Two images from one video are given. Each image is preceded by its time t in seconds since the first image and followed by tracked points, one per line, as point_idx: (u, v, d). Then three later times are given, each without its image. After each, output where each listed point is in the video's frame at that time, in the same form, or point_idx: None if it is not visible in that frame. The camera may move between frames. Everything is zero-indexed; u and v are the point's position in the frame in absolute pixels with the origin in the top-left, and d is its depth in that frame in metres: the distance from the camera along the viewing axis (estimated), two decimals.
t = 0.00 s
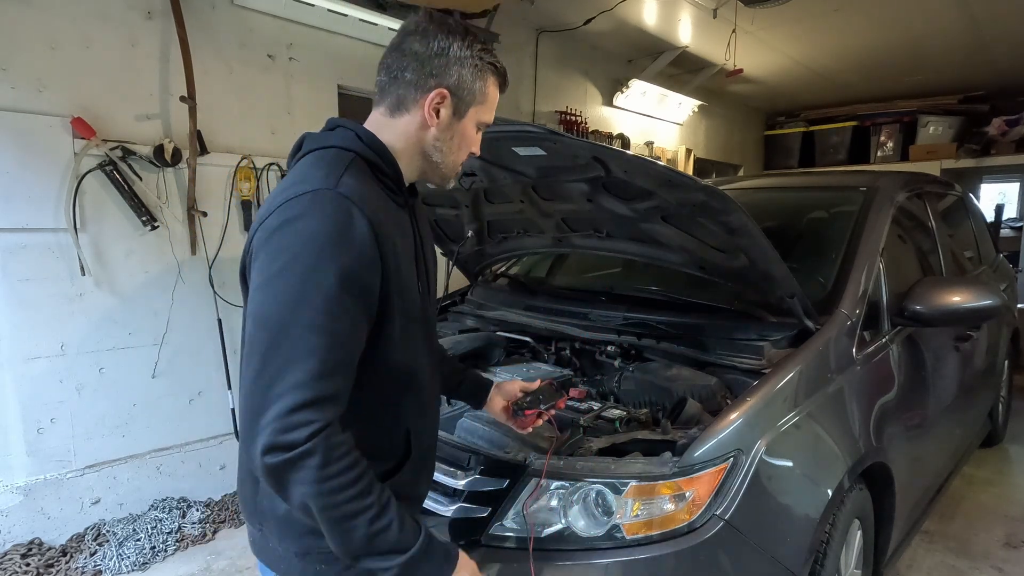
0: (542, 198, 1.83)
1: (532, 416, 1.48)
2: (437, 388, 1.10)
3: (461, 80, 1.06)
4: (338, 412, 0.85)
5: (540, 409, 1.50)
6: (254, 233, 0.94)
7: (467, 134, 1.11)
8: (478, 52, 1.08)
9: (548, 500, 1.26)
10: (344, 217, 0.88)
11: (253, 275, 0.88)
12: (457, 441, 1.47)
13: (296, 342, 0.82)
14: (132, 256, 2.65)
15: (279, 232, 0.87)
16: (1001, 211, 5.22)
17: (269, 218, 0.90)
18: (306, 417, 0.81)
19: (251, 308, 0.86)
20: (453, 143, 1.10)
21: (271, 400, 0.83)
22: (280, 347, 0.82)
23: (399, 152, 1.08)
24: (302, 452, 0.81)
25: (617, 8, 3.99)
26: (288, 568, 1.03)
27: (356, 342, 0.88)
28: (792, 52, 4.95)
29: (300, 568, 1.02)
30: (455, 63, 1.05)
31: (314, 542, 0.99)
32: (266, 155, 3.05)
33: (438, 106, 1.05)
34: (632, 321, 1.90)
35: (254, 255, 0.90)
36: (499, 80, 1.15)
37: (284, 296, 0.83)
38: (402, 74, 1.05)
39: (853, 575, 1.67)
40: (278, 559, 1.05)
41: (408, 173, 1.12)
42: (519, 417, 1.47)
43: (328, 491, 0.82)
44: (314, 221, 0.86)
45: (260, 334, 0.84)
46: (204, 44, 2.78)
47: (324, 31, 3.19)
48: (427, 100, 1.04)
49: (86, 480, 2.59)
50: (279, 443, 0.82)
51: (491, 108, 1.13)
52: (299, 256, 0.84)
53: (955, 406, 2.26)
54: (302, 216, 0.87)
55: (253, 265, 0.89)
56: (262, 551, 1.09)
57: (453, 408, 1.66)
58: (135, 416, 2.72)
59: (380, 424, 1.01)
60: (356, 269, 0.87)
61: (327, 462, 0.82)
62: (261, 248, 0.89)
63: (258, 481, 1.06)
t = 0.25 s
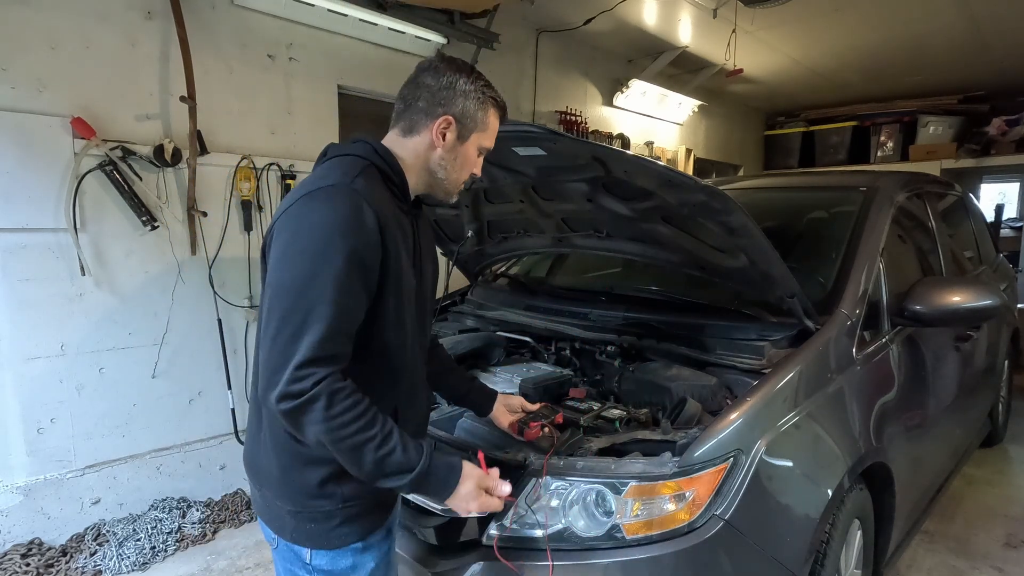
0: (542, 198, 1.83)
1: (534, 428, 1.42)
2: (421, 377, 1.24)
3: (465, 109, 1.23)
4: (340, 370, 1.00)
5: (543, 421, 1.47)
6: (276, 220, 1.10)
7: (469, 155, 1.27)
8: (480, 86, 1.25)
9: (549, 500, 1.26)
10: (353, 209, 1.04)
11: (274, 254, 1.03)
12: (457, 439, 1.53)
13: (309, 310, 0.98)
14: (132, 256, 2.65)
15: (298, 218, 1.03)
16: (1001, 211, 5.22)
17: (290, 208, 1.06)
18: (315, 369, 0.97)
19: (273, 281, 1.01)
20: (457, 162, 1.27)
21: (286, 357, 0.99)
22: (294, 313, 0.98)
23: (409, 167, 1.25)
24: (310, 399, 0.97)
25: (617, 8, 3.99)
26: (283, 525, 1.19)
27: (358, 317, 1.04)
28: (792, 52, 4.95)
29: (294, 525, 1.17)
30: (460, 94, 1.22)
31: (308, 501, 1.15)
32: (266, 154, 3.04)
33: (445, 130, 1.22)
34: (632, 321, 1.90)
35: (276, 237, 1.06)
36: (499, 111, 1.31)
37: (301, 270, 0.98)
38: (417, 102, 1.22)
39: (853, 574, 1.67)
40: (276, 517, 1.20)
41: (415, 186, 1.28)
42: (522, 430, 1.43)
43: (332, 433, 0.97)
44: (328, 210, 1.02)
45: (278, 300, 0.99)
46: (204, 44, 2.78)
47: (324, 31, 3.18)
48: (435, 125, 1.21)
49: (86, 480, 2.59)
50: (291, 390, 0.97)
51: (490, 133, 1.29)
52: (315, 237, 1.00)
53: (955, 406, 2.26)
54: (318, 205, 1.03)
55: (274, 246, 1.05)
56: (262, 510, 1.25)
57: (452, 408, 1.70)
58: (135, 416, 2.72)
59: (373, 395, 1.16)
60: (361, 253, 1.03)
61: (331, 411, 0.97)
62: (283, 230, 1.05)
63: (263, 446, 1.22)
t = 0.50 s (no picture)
0: (542, 198, 1.83)
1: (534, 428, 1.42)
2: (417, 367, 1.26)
3: (463, 117, 1.23)
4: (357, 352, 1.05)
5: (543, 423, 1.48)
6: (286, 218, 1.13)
7: (465, 163, 1.28)
8: (481, 96, 1.26)
9: (549, 500, 1.26)
10: (364, 205, 1.08)
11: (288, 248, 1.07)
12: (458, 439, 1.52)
13: (328, 299, 1.02)
14: (132, 256, 2.65)
15: (313, 213, 1.07)
16: (1002, 210, 5.22)
17: (302, 204, 1.10)
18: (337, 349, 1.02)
19: (289, 273, 1.05)
20: (453, 169, 1.27)
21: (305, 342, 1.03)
22: (313, 302, 1.02)
23: (408, 172, 1.27)
24: (335, 379, 1.02)
25: (617, 8, 3.99)
26: (282, 502, 1.20)
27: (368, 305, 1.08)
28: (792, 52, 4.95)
29: (293, 502, 1.18)
30: (460, 104, 1.23)
31: (308, 479, 1.17)
32: (266, 154, 3.04)
33: (443, 137, 1.23)
34: (632, 321, 1.91)
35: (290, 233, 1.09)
36: (500, 124, 1.31)
37: (319, 262, 1.02)
38: (418, 108, 1.25)
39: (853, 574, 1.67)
40: (274, 495, 1.22)
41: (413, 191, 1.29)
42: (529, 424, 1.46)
43: (362, 404, 1.03)
44: (342, 204, 1.06)
45: (296, 292, 1.03)
46: (204, 44, 2.78)
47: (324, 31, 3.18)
48: (432, 130, 1.23)
49: (86, 480, 2.59)
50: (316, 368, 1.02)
51: (488, 143, 1.29)
52: (330, 231, 1.04)
53: (955, 406, 2.26)
54: (331, 201, 1.07)
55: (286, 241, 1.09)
56: (261, 490, 1.26)
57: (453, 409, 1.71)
58: (136, 416, 2.72)
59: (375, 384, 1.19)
60: (372, 247, 1.08)
61: (354, 386, 1.02)
62: (296, 226, 1.08)
63: (264, 429, 1.25)
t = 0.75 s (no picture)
0: (541, 198, 1.83)
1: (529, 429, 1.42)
2: (420, 368, 1.27)
3: (457, 114, 1.24)
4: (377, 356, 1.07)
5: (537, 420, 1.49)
6: (295, 224, 1.13)
7: (461, 161, 1.27)
8: (476, 95, 1.27)
9: (549, 500, 1.26)
10: (375, 212, 1.09)
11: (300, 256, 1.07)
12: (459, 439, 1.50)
13: (346, 306, 1.03)
14: (132, 256, 2.65)
15: (324, 221, 1.07)
16: (1001, 210, 5.22)
17: (312, 211, 1.09)
18: (357, 356, 1.03)
19: (304, 284, 1.05)
20: (449, 167, 1.27)
21: (323, 350, 1.03)
22: (331, 310, 1.03)
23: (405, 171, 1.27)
24: (356, 385, 1.03)
25: (617, 8, 3.99)
26: (290, 502, 1.21)
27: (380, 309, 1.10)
28: (792, 52, 4.95)
29: (301, 502, 1.19)
30: (454, 101, 1.24)
31: (316, 480, 1.17)
32: (266, 154, 3.04)
33: (437, 133, 1.24)
34: (632, 321, 1.91)
35: (299, 241, 1.09)
36: (496, 123, 1.31)
37: (334, 270, 1.03)
38: (415, 108, 1.27)
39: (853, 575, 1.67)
40: (281, 494, 1.23)
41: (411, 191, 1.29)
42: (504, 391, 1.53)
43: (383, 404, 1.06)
44: (354, 211, 1.07)
45: (312, 300, 1.03)
46: (204, 44, 2.78)
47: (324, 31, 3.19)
48: (426, 127, 1.24)
49: (86, 480, 2.59)
50: (336, 375, 1.03)
51: (484, 141, 1.29)
52: (345, 239, 1.04)
53: (955, 406, 2.26)
54: (343, 208, 1.07)
55: (298, 248, 1.09)
56: (267, 489, 1.27)
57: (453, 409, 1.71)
58: (136, 416, 2.72)
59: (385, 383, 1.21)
60: (385, 253, 1.09)
61: (374, 390, 1.05)
62: (306, 236, 1.07)
63: (271, 432, 1.25)
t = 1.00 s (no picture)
0: (541, 198, 1.83)
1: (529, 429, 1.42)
2: (423, 367, 1.27)
3: (452, 112, 1.23)
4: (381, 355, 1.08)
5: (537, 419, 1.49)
6: (298, 228, 1.13)
7: (457, 158, 1.27)
8: (471, 91, 1.27)
9: (549, 501, 1.26)
10: (376, 214, 1.09)
11: (304, 261, 1.07)
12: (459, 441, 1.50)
13: (351, 309, 1.03)
14: (132, 256, 2.65)
15: (325, 226, 1.06)
16: (1001, 210, 5.22)
17: (314, 216, 1.09)
18: (363, 358, 1.04)
19: (308, 288, 1.05)
20: (445, 165, 1.27)
21: (329, 353, 1.03)
22: (336, 314, 1.03)
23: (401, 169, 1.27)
24: (363, 387, 1.04)
25: (617, 8, 3.99)
26: (298, 500, 1.21)
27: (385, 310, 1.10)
28: (792, 52, 4.94)
29: (309, 500, 1.19)
30: (450, 99, 1.23)
31: (324, 479, 1.18)
32: (266, 154, 3.04)
33: (433, 131, 1.24)
34: (632, 322, 1.91)
35: (301, 246, 1.08)
36: (492, 120, 1.31)
37: (339, 273, 1.03)
38: (410, 106, 1.27)
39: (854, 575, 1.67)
40: (289, 493, 1.23)
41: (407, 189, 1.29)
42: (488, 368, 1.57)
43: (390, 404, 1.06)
44: (357, 214, 1.07)
45: (317, 304, 1.03)
46: (204, 44, 2.78)
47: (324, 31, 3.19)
48: (422, 125, 1.24)
49: (86, 480, 2.59)
50: (342, 377, 1.03)
51: (480, 138, 1.28)
52: (348, 242, 1.04)
53: (955, 406, 2.26)
54: (346, 211, 1.07)
55: (301, 252, 1.08)
56: (275, 487, 1.27)
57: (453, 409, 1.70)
58: (136, 416, 2.72)
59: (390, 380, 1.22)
60: (388, 254, 1.09)
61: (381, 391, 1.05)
62: (308, 241, 1.07)
63: (280, 432, 1.25)
